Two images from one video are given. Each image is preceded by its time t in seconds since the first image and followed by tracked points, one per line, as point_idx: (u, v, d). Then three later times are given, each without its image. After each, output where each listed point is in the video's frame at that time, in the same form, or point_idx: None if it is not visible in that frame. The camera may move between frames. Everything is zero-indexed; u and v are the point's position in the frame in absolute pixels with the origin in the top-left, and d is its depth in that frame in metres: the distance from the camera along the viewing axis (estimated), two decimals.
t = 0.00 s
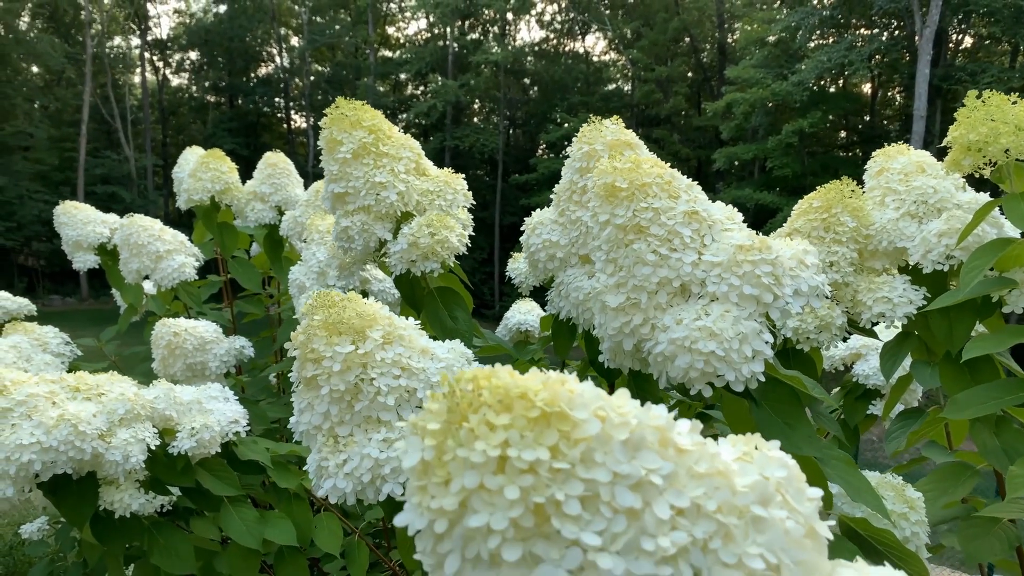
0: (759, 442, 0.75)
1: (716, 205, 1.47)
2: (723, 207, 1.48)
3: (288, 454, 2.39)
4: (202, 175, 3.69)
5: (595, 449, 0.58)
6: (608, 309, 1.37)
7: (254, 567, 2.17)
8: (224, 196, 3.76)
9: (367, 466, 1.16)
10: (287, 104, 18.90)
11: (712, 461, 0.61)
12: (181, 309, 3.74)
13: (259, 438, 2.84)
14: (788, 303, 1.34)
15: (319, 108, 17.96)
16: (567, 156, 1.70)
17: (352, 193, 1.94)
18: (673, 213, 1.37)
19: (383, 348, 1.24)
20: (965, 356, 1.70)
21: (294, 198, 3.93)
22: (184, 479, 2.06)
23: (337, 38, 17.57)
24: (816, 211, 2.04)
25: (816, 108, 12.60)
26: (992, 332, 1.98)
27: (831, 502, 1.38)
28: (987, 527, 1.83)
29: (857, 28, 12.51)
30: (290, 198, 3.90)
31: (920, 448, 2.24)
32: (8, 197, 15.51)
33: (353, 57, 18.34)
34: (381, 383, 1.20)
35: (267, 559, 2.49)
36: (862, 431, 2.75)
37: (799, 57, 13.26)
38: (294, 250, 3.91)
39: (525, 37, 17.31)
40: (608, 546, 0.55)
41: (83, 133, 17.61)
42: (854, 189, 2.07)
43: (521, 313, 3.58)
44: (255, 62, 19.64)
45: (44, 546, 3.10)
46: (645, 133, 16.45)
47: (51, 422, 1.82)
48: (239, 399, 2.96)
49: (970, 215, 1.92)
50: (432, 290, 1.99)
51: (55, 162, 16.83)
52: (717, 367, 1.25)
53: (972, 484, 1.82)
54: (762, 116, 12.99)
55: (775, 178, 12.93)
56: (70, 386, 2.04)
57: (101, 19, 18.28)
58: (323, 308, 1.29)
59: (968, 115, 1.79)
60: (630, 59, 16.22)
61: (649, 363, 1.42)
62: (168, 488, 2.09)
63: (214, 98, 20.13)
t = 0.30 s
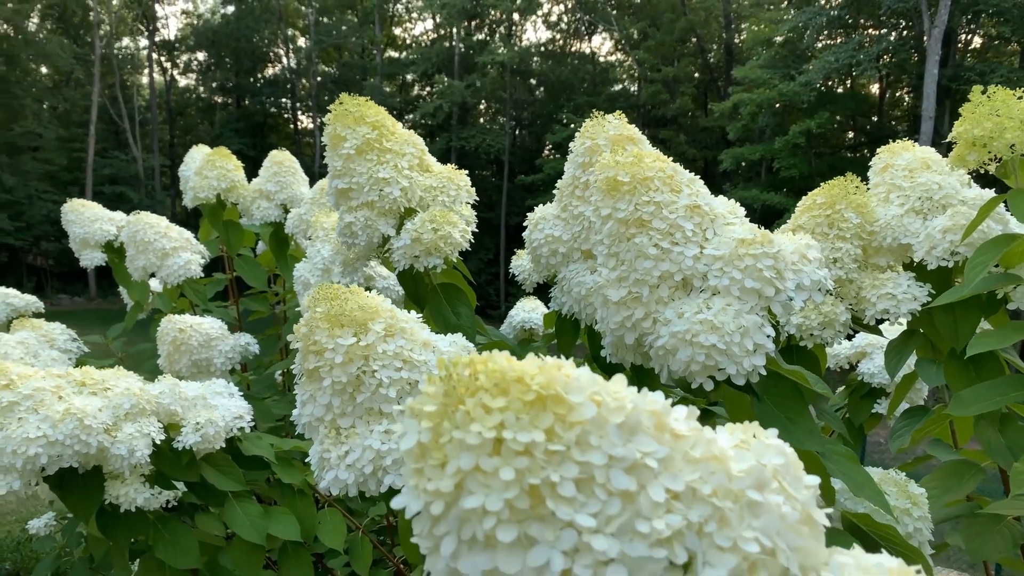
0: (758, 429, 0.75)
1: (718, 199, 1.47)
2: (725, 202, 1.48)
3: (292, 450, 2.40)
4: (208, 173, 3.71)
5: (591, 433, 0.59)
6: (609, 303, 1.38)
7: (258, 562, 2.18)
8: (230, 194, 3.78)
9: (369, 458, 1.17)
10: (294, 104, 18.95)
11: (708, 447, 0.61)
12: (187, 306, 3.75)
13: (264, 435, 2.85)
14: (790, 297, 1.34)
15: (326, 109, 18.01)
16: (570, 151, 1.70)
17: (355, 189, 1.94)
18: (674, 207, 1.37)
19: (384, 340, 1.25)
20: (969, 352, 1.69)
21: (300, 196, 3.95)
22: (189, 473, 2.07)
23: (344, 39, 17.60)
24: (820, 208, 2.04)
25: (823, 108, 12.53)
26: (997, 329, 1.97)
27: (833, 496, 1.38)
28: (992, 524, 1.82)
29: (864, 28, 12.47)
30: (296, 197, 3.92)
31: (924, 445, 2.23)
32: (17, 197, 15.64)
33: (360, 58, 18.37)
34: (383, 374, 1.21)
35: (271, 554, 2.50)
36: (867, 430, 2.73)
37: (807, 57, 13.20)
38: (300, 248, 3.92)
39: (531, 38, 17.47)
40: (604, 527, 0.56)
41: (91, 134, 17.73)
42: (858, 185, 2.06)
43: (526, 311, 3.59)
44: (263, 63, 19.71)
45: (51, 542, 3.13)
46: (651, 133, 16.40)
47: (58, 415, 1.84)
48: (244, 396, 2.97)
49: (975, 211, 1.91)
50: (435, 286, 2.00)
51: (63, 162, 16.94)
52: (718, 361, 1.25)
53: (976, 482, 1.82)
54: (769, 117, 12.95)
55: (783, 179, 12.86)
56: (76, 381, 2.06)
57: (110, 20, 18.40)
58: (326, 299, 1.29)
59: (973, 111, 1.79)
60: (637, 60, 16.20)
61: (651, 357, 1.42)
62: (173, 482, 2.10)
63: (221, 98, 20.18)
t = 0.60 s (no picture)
0: (757, 418, 0.75)
1: (721, 194, 1.47)
2: (729, 195, 1.47)
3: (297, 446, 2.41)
4: (215, 171, 3.73)
5: (589, 415, 0.59)
6: (613, 297, 1.38)
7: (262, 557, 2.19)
8: (237, 192, 3.80)
9: (372, 449, 1.18)
10: (302, 105, 19.03)
11: (705, 430, 0.62)
12: (193, 303, 3.78)
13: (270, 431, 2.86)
14: (793, 291, 1.34)
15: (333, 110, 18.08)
16: (573, 147, 1.70)
17: (360, 184, 1.95)
18: (677, 201, 1.37)
19: (388, 332, 1.25)
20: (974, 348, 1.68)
21: (306, 194, 3.96)
22: (195, 468, 2.08)
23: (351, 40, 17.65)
24: (825, 204, 2.02)
25: (832, 109, 12.46)
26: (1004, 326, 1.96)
27: (835, 491, 1.38)
28: (999, 522, 1.81)
29: (873, 28, 12.41)
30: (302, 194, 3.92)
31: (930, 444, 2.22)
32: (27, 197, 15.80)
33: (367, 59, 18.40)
34: (386, 366, 1.21)
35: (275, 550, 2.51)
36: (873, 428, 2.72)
37: (815, 58, 13.15)
38: (306, 246, 3.93)
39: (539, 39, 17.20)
40: (601, 510, 0.56)
41: (101, 135, 17.87)
42: (864, 181, 2.05)
43: (531, 309, 3.59)
44: (271, 63, 19.78)
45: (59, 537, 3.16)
46: (659, 134, 16.36)
47: (65, 409, 1.85)
48: (250, 392, 2.98)
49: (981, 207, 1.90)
50: (439, 282, 2.00)
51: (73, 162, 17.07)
52: (721, 354, 1.26)
53: (981, 479, 1.81)
54: (776, 117, 12.91)
55: (790, 180, 12.81)
56: (83, 375, 2.07)
57: (120, 22, 18.53)
58: (330, 292, 1.30)
59: (980, 105, 1.78)
60: (644, 60, 16.19)
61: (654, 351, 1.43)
62: (179, 477, 2.11)
63: (229, 99, 20.25)
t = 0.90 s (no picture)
0: (759, 406, 0.75)
1: (725, 188, 1.46)
2: (733, 190, 1.47)
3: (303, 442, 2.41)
4: (222, 170, 3.75)
5: (585, 399, 0.60)
6: (616, 291, 1.38)
7: (268, 553, 2.20)
8: (245, 190, 3.82)
9: (375, 441, 1.19)
10: (310, 106, 19.11)
11: (704, 416, 0.62)
12: (201, 301, 3.79)
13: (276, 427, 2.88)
14: (797, 285, 1.34)
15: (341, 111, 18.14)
16: (578, 142, 1.69)
17: (366, 180, 1.96)
18: (681, 195, 1.37)
19: (392, 325, 1.26)
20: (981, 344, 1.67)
21: (313, 191, 3.94)
22: (201, 463, 2.09)
23: (360, 42, 17.71)
24: (831, 201, 2.01)
25: (842, 110, 12.39)
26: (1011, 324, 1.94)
27: (842, 489, 1.37)
28: (1007, 521, 1.79)
29: (883, 28, 12.35)
30: (309, 192, 3.93)
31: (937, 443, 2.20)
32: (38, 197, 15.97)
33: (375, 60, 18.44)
34: (390, 359, 1.22)
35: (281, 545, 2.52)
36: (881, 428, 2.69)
37: (825, 58, 13.09)
38: (313, 244, 3.94)
39: (546, 39, 17.38)
40: (597, 493, 0.57)
41: (112, 136, 18.03)
42: (870, 178, 2.03)
43: (537, 307, 3.59)
44: (279, 64, 19.88)
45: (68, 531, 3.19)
46: (667, 135, 16.31)
47: (73, 403, 1.86)
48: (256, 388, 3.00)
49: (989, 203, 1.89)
50: (444, 278, 2.00)
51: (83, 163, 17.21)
52: (724, 348, 1.26)
53: (988, 478, 1.79)
54: (785, 118, 12.85)
55: (799, 181, 12.75)
56: (92, 370, 2.09)
57: (130, 24, 18.68)
58: (335, 285, 1.31)
59: (987, 100, 1.77)
60: (653, 61, 16.15)
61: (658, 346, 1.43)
62: (186, 471, 2.12)
63: (238, 100, 20.32)
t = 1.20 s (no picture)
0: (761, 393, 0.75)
1: (730, 182, 1.46)
2: (737, 184, 1.47)
3: (311, 438, 2.42)
4: (232, 169, 3.77)
5: (583, 382, 0.61)
6: (620, 285, 1.38)
7: (275, 549, 2.21)
8: (254, 189, 3.84)
9: (380, 433, 1.21)
10: (320, 107, 19.21)
11: (702, 403, 0.63)
12: (209, 298, 3.81)
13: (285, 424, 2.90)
14: (802, 279, 1.34)
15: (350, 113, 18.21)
16: (583, 138, 1.69)
17: (372, 176, 1.97)
18: (686, 188, 1.37)
19: (396, 318, 1.27)
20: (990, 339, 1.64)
21: (322, 190, 3.96)
22: (210, 458, 2.10)
23: (370, 44, 17.78)
24: (837, 197, 1.99)
25: (853, 111, 12.32)
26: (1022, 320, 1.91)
27: (847, 484, 1.36)
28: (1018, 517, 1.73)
29: (895, 29, 12.28)
30: (317, 191, 3.94)
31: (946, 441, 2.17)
32: (52, 199, 16.18)
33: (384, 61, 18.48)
34: (394, 352, 1.23)
35: (288, 541, 2.53)
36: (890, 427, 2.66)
37: (835, 59, 13.03)
38: (321, 243, 3.95)
39: (555, 41, 17.41)
40: (595, 474, 0.58)
41: (123, 138, 18.21)
42: (877, 174, 2.01)
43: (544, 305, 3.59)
44: (289, 66, 19.99)
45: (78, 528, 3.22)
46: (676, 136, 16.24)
47: (83, 398, 1.87)
48: (264, 385, 3.02)
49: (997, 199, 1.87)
50: (450, 273, 2.01)
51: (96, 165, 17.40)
52: (729, 341, 1.26)
53: (998, 474, 1.74)
54: (796, 119, 12.78)
55: (809, 182, 12.68)
56: (101, 365, 2.09)
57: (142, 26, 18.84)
58: (339, 278, 1.32)
59: (995, 96, 1.77)
60: (662, 62, 16.11)
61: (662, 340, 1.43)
62: (194, 467, 2.13)
63: (248, 102, 20.41)
